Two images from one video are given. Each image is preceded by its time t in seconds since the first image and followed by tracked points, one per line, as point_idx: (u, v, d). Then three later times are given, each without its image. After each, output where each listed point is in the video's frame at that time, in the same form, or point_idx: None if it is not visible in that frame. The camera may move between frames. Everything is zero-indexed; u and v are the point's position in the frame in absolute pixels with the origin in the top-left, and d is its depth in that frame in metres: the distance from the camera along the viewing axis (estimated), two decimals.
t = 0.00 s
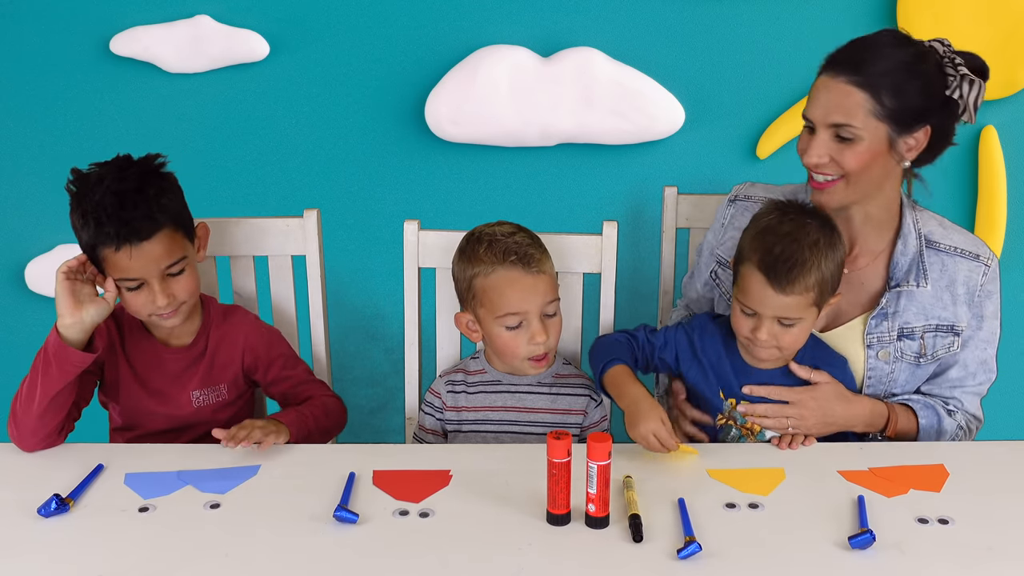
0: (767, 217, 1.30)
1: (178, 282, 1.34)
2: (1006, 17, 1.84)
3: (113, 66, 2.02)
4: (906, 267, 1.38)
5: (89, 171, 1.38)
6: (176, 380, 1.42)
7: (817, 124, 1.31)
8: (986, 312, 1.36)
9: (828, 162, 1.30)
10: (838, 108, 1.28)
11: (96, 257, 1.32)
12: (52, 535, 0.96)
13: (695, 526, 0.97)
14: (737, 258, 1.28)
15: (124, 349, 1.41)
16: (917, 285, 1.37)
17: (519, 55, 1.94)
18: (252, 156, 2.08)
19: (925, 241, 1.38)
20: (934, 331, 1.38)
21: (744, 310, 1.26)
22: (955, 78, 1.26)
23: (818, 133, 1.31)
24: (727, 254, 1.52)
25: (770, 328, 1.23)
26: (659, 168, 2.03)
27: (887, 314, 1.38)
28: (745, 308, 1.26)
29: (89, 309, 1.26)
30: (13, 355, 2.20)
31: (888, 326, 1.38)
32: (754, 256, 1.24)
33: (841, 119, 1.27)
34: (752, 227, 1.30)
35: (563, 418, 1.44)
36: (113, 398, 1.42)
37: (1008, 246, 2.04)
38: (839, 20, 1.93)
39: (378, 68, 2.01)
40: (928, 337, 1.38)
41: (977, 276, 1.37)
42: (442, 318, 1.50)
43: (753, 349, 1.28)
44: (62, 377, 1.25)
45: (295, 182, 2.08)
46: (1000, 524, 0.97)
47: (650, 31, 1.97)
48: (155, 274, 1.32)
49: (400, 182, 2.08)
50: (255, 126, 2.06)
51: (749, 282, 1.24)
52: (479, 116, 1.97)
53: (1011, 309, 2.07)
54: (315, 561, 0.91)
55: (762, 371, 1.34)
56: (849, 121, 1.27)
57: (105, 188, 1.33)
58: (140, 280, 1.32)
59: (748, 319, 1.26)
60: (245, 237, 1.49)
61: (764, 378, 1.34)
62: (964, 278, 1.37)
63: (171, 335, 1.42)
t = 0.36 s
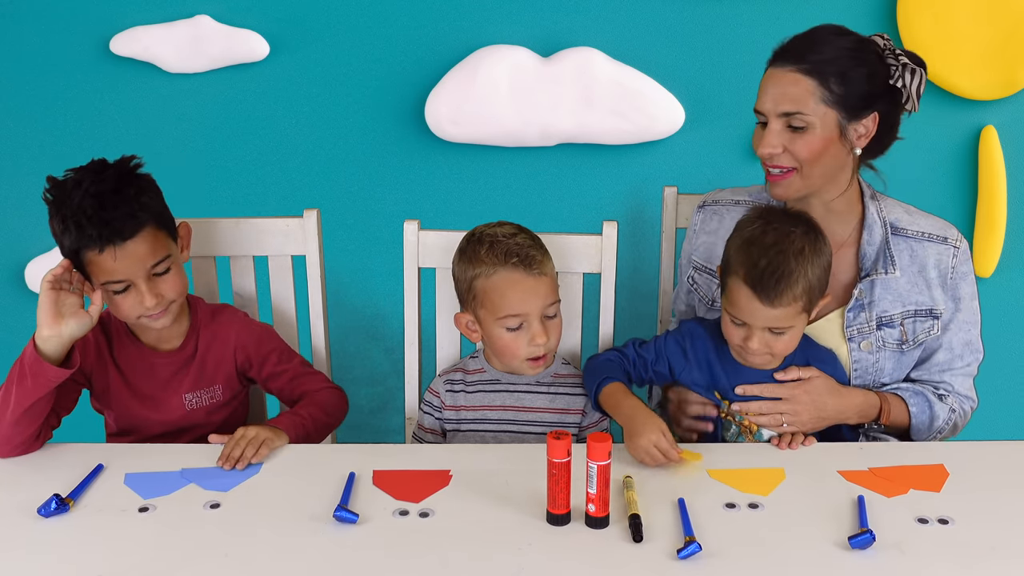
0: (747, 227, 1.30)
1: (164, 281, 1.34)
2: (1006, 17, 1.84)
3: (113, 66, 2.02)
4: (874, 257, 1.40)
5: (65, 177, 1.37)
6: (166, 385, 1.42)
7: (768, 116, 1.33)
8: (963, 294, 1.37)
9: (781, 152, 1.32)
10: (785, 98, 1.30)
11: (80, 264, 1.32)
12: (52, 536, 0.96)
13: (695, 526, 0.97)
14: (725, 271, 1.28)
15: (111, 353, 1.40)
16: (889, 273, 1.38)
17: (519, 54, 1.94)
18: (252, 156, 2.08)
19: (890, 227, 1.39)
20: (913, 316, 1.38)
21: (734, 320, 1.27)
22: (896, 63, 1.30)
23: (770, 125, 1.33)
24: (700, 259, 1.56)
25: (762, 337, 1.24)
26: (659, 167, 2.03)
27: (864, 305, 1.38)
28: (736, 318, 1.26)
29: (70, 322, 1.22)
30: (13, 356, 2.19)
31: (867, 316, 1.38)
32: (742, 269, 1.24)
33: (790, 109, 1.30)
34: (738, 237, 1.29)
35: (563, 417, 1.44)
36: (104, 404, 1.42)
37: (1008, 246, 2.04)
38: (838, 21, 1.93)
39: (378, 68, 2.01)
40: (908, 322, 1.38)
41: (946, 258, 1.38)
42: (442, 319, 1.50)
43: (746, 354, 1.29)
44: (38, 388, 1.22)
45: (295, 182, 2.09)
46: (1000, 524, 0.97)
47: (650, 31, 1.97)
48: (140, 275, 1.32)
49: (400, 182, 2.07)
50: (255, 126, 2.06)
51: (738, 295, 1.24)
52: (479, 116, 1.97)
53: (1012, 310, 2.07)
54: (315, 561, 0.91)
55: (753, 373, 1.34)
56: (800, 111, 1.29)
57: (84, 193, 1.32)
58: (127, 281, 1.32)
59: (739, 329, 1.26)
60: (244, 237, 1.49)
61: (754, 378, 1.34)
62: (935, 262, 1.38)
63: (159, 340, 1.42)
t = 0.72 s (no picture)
0: (740, 224, 1.30)
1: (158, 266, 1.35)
2: (1006, 18, 1.84)
3: (112, 66, 2.02)
4: (869, 250, 1.39)
5: (37, 172, 1.34)
6: (139, 388, 1.40)
7: (847, 157, 1.21)
8: (964, 278, 1.35)
9: (857, 192, 1.24)
10: (874, 141, 1.19)
11: (71, 254, 1.30)
12: (52, 536, 0.96)
13: (695, 526, 0.97)
14: (717, 266, 1.28)
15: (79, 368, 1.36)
16: (883, 265, 1.38)
17: (519, 55, 1.94)
18: (252, 156, 2.08)
19: (884, 220, 1.38)
20: (912, 307, 1.37)
21: (727, 317, 1.26)
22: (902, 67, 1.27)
23: (847, 165, 1.21)
24: (694, 263, 1.52)
25: (754, 333, 1.24)
26: (659, 167, 2.03)
27: (859, 298, 1.38)
28: (730, 315, 1.25)
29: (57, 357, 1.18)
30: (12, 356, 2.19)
31: (862, 309, 1.38)
32: (734, 266, 1.24)
33: (877, 153, 1.20)
34: (729, 234, 1.29)
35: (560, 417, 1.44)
36: (66, 419, 1.36)
37: (1008, 246, 2.04)
38: (838, 21, 1.94)
39: (378, 68, 2.01)
40: (907, 314, 1.38)
41: (941, 245, 1.37)
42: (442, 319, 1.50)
43: (740, 353, 1.29)
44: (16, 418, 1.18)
45: (295, 182, 2.09)
46: (1000, 524, 0.97)
47: (650, 31, 1.97)
48: (140, 260, 1.32)
49: (400, 182, 2.08)
50: (255, 126, 2.06)
51: (731, 290, 1.24)
52: (479, 116, 1.97)
53: (1013, 311, 2.07)
54: (316, 561, 0.91)
55: (746, 369, 1.33)
56: (885, 153, 1.20)
57: (73, 181, 1.31)
58: (126, 266, 1.31)
59: (733, 326, 1.26)
60: (244, 237, 1.49)
61: (751, 376, 1.33)
62: (930, 250, 1.37)
63: (126, 344, 1.39)
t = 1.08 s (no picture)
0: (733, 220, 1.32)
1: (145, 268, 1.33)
2: (1006, 18, 1.84)
3: (112, 66, 2.02)
4: (868, 242, 1.36)
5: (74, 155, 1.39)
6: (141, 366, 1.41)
7: (793, 121, 1.26)
8: (962, 265, 1.28)
9: (807, 159, 1.26)
10: (815, 103, 1.24)
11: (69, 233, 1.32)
12: (53, 536, 0.96)
13: (695, 526, 0.97)
14: (704, 272, 1.29)
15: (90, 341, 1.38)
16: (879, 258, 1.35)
17: (519, 55, 1.94)
18: (252, 156, 2.08)
19: (886, 215, 1.35)
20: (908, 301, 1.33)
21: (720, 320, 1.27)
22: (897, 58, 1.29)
23: (794, 129, 1.26)
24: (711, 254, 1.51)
25: (752, 335, 1.25)
26: (659, 167, 2.03)
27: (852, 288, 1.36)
28: (720, 319, 1.27)
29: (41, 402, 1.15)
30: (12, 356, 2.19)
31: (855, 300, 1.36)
32: (721, 272, 1.24)
33: (820, 115, 1.23)
34: (713, 242, 1.30)
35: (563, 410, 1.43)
36: (78, 391, 1.39)
37: (1007, 246, 2.04)
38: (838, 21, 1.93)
39: (378, 68, 2.01)
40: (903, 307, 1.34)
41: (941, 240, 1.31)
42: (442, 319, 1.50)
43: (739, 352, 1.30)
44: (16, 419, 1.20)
45: (295, 182, 2.09)
46: (999, 524, 0.97)
47: (650, 31, 1.97)
48: (123, 257, 1.31)
49: (400, 182, 2.08)
50: (255, 126, 2.06)
51: (721, 298, 1.24)
52: (479, 116, 1.97)
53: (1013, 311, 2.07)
54: (317, 561, 0.91)
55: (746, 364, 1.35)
56: (830, 116, 1.23)
57: (87, 169, 1.35)
58: (110, 260, 1.30)
59: (728, 329, 1.27)
60: (244, 237, 1.49)
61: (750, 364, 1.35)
62: (930, 243, 1.32)
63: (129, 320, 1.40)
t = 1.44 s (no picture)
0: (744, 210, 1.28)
1: (163, 268, 1.34)
2: (1006, 18, 1.84)
3: (113, 66, 2.02)
4: (890, 259, 1.29)
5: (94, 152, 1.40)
6: (147, 370, 1.40)
7: (872, 181, 1.09)
8: (982, 288, 1.22)
9: (883, 218, 1.12)
10: (899, 164, 1.07)
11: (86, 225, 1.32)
12: (52, 537, 0.96)
13: (695, 526, 0.97)
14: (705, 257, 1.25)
15: (95, 344, 1.40)
16: (899, 277, 1.28)
17: (519, 54, 1.94)
18: (252, 156, 2.08)
19: (907, 232, 1.28)
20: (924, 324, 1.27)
21: (712, 308, 1.23)
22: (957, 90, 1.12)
23: (873, 188, 1.10)
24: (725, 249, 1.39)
25: (738, 324, 1.21)
26: (659, 167, 2.03)
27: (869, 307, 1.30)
28: (713, 306, 1.22)
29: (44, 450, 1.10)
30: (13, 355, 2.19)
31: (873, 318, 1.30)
32: (718, 255, 1.21)
33: (905, 177, 1.08)
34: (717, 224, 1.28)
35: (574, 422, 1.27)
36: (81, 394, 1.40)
37: (1007, 246, 2.04)
38: (838, 21, 1.93)
39: (378, 68, 2.01)
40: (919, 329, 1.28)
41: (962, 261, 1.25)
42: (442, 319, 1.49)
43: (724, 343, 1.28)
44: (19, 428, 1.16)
45: (295, 182, 2.08)
46: (999, 524, 0.97)
47: (650, 31, 1.97)
48: (143, 255, 1.32)
49: (400, 182, 2.08)
50: (256, 126, 2.06)
51: (717, 279, 1.21)
52: (479, 116, 1.97)
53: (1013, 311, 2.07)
54: (317, 562, 0.91)
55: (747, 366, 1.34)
56: (914, 178, 1.08)
57: (113, 164, 1.36)
58: (130, 257, 1.31)
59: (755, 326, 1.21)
60: (244, 236, 1.49)
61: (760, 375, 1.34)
62: (951, 262, 1.25)
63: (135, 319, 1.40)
